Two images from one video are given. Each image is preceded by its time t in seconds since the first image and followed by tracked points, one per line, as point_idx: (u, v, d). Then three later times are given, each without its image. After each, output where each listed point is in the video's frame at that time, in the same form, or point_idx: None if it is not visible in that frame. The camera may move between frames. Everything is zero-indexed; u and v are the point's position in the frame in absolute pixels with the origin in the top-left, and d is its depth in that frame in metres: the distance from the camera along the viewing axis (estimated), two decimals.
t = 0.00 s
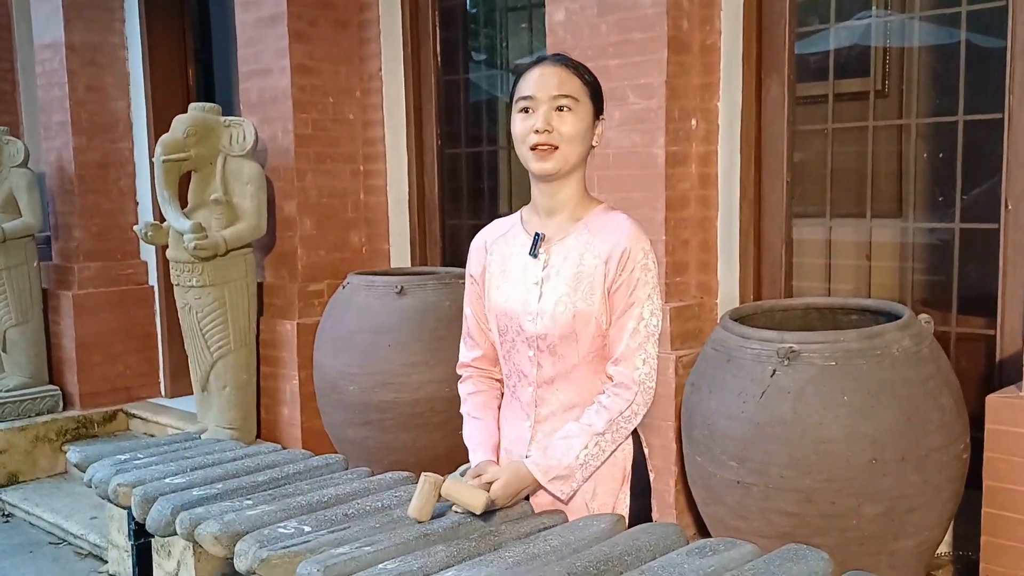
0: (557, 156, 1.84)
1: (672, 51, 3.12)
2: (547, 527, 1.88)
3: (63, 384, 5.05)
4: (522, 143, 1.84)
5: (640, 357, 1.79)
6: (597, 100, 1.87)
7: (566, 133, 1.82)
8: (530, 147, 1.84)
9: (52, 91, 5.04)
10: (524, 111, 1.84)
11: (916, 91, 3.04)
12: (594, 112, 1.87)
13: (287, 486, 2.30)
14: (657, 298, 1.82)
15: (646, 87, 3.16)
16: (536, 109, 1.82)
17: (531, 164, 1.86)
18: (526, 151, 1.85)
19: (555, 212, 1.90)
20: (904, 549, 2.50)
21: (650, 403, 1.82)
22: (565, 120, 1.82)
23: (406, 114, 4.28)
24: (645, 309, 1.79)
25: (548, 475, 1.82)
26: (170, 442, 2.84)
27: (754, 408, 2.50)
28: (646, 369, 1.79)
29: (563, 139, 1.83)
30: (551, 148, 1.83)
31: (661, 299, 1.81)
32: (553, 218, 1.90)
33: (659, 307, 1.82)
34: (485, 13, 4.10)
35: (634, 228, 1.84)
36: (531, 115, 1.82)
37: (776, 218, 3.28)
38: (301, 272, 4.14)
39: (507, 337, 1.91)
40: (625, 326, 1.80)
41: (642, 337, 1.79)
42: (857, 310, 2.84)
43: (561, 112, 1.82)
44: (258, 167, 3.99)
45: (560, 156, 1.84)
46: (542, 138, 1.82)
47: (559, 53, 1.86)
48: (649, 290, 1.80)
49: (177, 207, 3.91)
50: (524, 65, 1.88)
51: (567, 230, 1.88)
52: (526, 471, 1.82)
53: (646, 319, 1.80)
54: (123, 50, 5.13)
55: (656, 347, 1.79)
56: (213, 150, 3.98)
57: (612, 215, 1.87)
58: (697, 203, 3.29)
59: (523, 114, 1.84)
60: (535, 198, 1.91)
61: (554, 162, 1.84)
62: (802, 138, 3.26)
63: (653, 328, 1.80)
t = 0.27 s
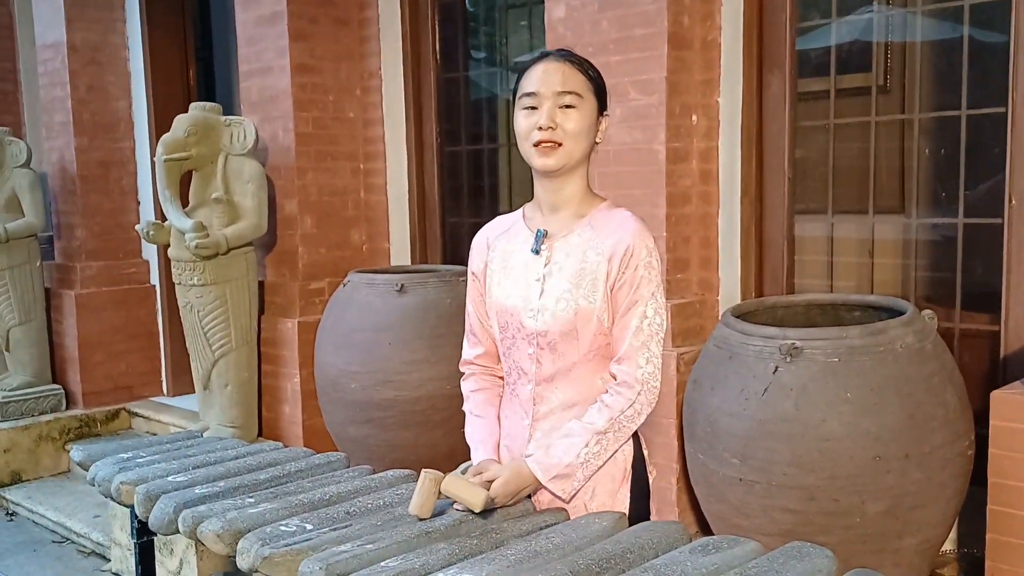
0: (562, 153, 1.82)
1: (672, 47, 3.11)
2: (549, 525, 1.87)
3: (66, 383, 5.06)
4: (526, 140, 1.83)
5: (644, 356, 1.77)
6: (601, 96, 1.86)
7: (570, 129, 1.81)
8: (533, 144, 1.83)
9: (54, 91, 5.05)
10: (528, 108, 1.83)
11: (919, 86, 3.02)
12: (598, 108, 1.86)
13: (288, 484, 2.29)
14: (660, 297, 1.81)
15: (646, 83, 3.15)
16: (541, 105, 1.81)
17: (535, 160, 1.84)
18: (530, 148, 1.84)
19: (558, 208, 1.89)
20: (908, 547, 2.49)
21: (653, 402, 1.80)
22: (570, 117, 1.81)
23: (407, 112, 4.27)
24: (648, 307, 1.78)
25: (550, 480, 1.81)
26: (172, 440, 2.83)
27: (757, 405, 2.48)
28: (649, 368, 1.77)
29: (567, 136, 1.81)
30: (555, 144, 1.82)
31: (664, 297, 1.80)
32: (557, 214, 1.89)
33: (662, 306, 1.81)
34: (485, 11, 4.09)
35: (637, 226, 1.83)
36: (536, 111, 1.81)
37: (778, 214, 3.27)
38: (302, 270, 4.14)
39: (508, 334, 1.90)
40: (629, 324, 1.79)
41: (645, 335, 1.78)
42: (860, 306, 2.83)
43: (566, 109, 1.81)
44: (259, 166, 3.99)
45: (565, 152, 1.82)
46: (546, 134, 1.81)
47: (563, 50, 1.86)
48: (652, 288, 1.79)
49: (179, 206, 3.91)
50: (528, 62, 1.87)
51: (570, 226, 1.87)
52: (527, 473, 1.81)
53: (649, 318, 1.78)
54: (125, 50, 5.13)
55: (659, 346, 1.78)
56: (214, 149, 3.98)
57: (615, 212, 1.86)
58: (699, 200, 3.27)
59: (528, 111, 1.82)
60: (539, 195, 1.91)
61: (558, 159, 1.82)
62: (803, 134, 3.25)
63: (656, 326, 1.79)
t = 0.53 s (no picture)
0: (568, 154, 1.82)
1: (675, 47, 3.10)
2: (555, 526, 1.87)
3: (73, 386, 5.07)
4: (531, 140, 1.82)
5: (650, 358, 1.76)
6: (606, 97, 1.86)
7: (576, 129, 1.81)
8: (539, 144, 1.82)
9: (60, 95, 5.06)
10: (533, 108, 1.82)
11: (923, 84, 3.01)
12: (603, 109, 1.86)
13: (294, 486, 2.29)
14: (666, 298, 1.80)
15: (649, 83, 3.14)
16: (547, 105, 1.81)
17: (540, 161, 1.83)
18: (535, 148, 1.83)
19: (563, 210, 1.88)
20: (916, 548, 2.47)
21: (659, 405, 1.79)
22: (576, 117, 1.81)
23: (411, 114, 4.27)
24: (653, 309, 1.78)
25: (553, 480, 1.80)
26: (178, 442, 2.84)
27: (763, 405, 2.47)
28: (656, 370, 1.76)
29: (573, 136, 1.81)
30: (561, 144, 1.81)
31: (669, 299, 1.80)
32: (561, 215, 1.88)
33: (668, 308, 1.80)
34: (488, 12, 4.09)
35: (642, 227, 1.82)
36: (541, 111, 1.81)
37: (783, 214, 3.25)
38: (307, 272, 4.14)
39: (513, 336, 1.89)
40: (634, 326, 1.78)
41: (651, 337, 1.77)
42: (866, 305, 2.82)
43: (572, 108, 1.80)
44: (263, 169, 4.00)
45: (571, 153, 1.82)
46: (552, 134, 1.80)
47: (568, 50, 1.86)
48: (657, 290, 1.79)
49: (184, 209, 3.90)
50: (533, 63, 1.87)
51: (575, 227, 1.86)
52: (532, 473, 1.80)
53: (654, 319, 1.78)
54: (130, 54, 5.15)
55: (665, 348, 1.77)
56: (218, 152, 3.99)
57: (620, 213, 1.85)
58: (703, 199, 3.26)
59: (533, 110, 1.82)
60: (543, 196, 1.90)
61: (563, 159, 1.82)
62: (808, 133, 3.24)
63: (662, 328, 1.78)
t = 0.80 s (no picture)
0: (570, 158, 1.82)
1: (676, 50, 3.10)
2: (556, 529, 1.87)
3: (73, 388, 5.07)
4: (532, 145, 1.83)
5: (652, 359, 1.76)
6: (607, 99, 1.86)
7: (576, 133, 1.81)
8: (539, 149, 1.83)
9: (61, 97, 5.07)
10: (533, 113, 1.83)
11: (924, 87, 3.02)
12: (604, 111, 1.85)
13: (294, 488, 2.29)
14: (668, 301, 1.80)
15: (651, 85, 3.14)
16: (546, 110, 1.81)
17: (541, 166, 1.84)
18: (536, 154, 1.84)
19: (565, 211, 1.88)
20: (917, 550, 2.48)
21: (661, 406, 1.80)
22: (576, 121, 1.81)
23: (412, 116, 4.28)
24: (656, 311, 1.78)
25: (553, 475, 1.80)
26: (179, 444, 2.84)
27: (764, 408, 2.48)
28: (657, 372, 1.77)
29: (574, 140, 1.81)
30: (561, 149, 1.82)
31: (672, 301, 1.80)
32: (563, 216, 1.89)
33: (670, 310, 1.80)
34: (490, 15, 4.10)
35: (645, 229, 1.82)
36: (541, 116, 1.81)
37: (784, 216, 3.26)
38: (308, 274, 4.15)
39: (515, 337, 1.90)
40: (636, 328, 1.78)
41: (653, 339, 1.77)
42: (867, 308, 2.82)
43: (572, 113, 1.80)
44: (265, 171, 4.00)
45: (572, 157, 1.82)
46: (552, 139, 1.81)
47: (567, 53, 1.85)
48: (660, 292, 1.79)
49: (186, 210, 3.91)
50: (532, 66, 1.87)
51: (578, 229, 1.87)
52: (533, 472, 1.79)
53: (656, 321, 1.78)
54: (131, 56, 5.15)
55: (667, 350, 1.77)
56: (220, 154, 3.99)
57: (623, 215, 1.86)
58: (704, 202, 3.26)
59: (534, 116, 1.82)
60: (546, 198, 1.90)
61: (565, 164, 1.82)
62: (809, 136, 3.24)
63: (664, 330, 1.78)
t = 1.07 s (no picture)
0: (572, 168, 1.83)
1: (677, 53, 3.11)
2: (555, 531, 1.87)
3: (73, 389, 5.07)
4: (535, 156, 1.84)
5: (650, 362, 1.77)
6: (606, 104, 1.85)
7: (577, 142, 1.81)
8: (542, 160, 1.84)
9: (62, 97, 5.07)
10: (533, 124, 1.82)
11: (923, 90, 3.03)
12: (603, 114, 1.85)
13: (294, 490, 2.30)
14: (668, 304, 1.81)
15: (651, 88, 3.15)
16: (546, 121, 1.81)
17: (545, 176, 1.85)
18: (539, 164, 1.85)
19: (568, 212, 1.88)
20: (917, 553, 2.48)
21: (659, 409, 1.80)
22: (576, 130, 1.81)
23: (413, 118, 4.28)
24: (655, 314, 1.78)
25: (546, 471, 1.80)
26: (179, 446, 2.84)
27: (764, 410, 2.48)
28: (656, 374, 1.77)
29: (575, 149, 1.82)
30: (563, 159, 1.82)
31: (671, 304, 1.80)
32: (566, 218, 1.89)
33: (670, 313, 1.81)
34: (491, 17, 4.11)
35: (647, 231, 1.83)
36: (541, 128, 1.81)
37: (784, 219, 3.26)
38: (309, 275, 4.15)
39: (515, 337, 1.91)
40: (635, 330, 1.78)
41: (651, 341, 1.77)
42: (867, 311, 2.82)
43: (572, 123, 1.80)
44: (266, 172, 4.00)
45: (574, 166, 1.83)
46: (554, 151, 1.81)
47: (563, 57, 1.84)
48: (659, 295, 1.79)
49: (186, 211, 3.91)
50: (529, 73, 1.86)
51: (580, 231, 1.87)
52: (526, 468, 1.79)
53: (655, 323, 1.78)
54: (132, 57, 5.16)
55: (665, 352, 1.77)
56: (221, 155, 3.99)
57: (625, 217, 1.86)
58: (705, 204, 3.27)
59: (534, 127, 1.82)
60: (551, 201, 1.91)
61: (567, 174, 1.83)
62: (809, 139, 3.25)
63: (663, 333, 1.78)
